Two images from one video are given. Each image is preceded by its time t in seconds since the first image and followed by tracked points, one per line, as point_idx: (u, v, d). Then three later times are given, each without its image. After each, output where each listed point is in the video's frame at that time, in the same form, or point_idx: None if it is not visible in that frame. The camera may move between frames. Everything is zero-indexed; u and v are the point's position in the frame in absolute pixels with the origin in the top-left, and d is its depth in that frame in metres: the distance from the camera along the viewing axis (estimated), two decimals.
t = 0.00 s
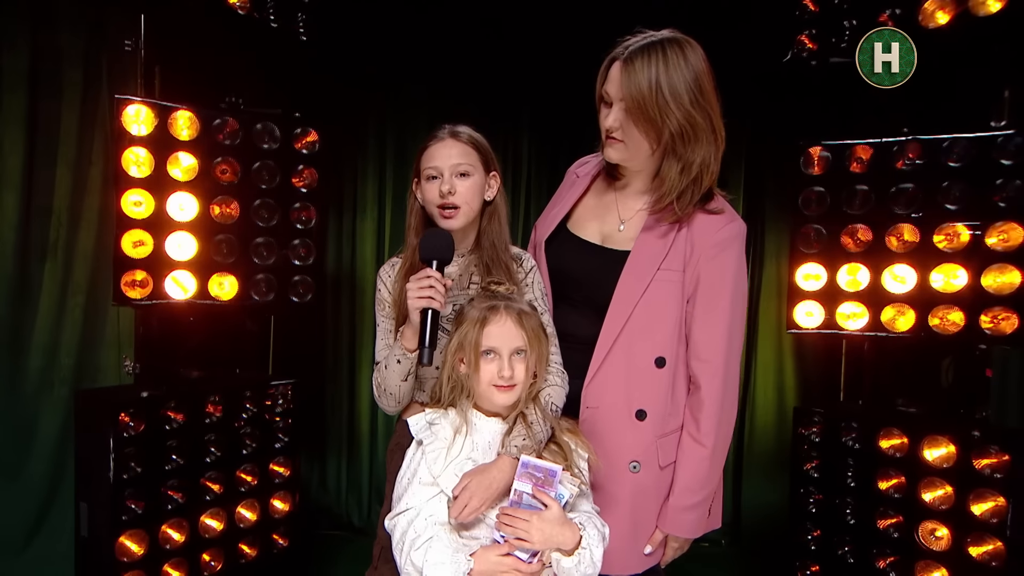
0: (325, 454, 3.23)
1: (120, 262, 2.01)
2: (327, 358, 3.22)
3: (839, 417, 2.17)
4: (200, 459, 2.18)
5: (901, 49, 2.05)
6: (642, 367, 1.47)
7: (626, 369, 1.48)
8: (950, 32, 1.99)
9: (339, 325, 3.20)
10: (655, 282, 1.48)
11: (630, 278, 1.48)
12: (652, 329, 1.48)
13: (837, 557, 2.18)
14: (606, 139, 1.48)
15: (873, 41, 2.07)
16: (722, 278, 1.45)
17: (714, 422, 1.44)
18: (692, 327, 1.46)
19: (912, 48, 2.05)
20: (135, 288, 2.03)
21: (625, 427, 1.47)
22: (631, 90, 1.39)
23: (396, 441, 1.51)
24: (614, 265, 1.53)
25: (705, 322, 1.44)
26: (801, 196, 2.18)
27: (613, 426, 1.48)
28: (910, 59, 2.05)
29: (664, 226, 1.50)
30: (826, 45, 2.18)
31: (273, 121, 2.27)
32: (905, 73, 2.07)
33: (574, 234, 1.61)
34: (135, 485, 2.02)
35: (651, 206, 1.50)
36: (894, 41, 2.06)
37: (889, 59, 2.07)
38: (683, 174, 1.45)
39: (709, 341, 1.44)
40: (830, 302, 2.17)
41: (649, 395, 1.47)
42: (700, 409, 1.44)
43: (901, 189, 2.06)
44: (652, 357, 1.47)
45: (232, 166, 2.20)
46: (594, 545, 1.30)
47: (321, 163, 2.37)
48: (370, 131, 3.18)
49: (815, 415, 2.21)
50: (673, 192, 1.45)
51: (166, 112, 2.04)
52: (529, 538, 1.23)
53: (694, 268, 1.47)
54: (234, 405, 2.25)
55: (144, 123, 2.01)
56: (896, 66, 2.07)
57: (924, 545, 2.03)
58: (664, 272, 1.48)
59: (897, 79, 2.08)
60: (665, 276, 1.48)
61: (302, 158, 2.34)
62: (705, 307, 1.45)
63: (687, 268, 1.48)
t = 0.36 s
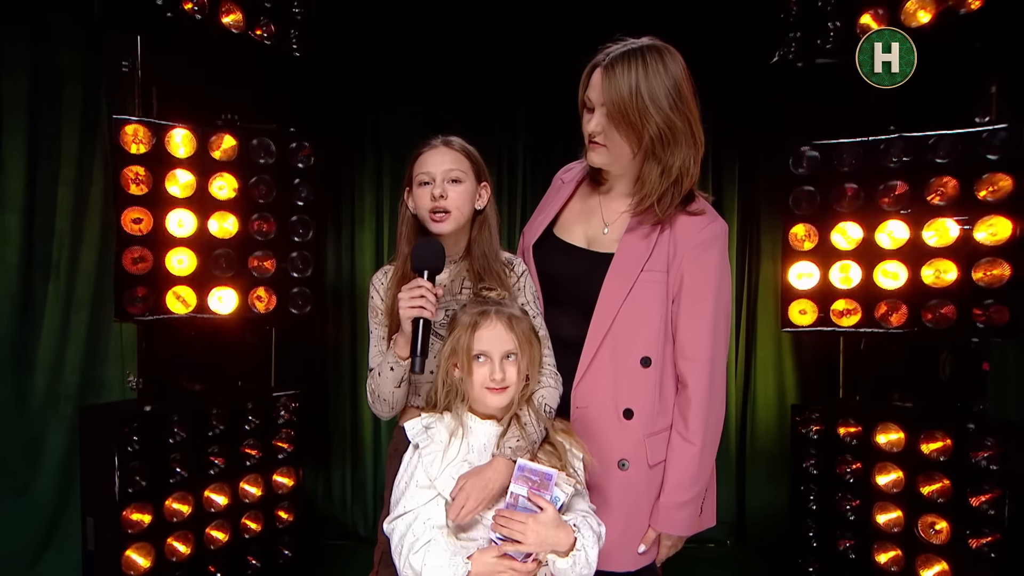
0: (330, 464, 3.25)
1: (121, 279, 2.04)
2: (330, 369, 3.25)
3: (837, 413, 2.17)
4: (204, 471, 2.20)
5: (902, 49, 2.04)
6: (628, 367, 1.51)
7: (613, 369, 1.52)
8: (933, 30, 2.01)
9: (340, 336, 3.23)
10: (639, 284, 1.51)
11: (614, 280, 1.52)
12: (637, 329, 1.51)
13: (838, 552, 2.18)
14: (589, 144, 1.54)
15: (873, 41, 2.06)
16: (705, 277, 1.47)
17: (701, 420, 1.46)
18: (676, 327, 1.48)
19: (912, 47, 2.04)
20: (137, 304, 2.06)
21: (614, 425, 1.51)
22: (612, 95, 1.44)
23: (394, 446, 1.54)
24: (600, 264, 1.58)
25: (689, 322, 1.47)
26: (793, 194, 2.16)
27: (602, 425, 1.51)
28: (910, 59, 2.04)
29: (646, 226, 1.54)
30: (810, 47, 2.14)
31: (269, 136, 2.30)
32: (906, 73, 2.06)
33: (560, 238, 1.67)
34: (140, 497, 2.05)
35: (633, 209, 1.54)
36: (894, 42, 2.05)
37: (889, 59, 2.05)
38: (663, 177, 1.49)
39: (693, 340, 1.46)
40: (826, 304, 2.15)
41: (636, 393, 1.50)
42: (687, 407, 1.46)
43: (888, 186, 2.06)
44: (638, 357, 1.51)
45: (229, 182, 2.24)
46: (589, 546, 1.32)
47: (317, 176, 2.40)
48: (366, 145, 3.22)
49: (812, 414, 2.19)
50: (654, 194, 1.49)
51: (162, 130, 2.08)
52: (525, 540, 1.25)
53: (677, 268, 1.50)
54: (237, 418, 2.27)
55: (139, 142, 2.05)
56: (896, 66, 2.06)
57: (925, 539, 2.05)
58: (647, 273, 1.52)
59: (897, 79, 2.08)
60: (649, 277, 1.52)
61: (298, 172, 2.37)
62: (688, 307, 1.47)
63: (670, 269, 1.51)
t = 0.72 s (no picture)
0: (331, 458, 3.26)
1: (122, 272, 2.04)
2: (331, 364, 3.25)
3: (836, 401, 2.20)
4: (206, 465, 2.21)
5: (902, 49, 2.06)
6: (628, 354, 1.52)
7: (613, 355, 1.53)
8: (933, 21, 2.02)
9: (340, 329, 3.23)
10: (638, 271, 1.52)
11: (613, 267, 1.53)
12: (636, 316, 1.52)
13: (838, 541, 2.21)
14: (590, 126, 1.57)
15: (874, 41, 2.08)
16: (703, 264, 1.48)
17: (701, 405, 1.47)
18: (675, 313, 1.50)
19: (912, 48, 2.06)
20: (138, 298, 2.07)
21: (614, 412, 1.52)
22: (616, 76, 1.48)
23: (396, 437, 1.55)
24: (600, 254, 1.59)
25: (689, 308, 1.48)
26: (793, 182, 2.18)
27: (603, 412, 1.52)
28: (910, 59, 2.06)
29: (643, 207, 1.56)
30: (809, 36, 2.16)
31: (269, 128, 2.30)
32: (906, 73, 2.08)
33: (558, 229, 1.69)
34: (144, 490, 2.05)
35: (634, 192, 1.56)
36: (894, 42, 2.06)
37: (889, 59, 2.08)
38: (663, 158, 1.53)
39: (692, 326, 1.47)
40: (826, 293, 2.16)
41: (636, 380, 1.51)
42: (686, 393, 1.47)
43: (887, 172, 2.07)
44: (637, 343, 1.52)
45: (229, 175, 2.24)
46: (585, 533, 1.31)
47: (317, 169, 2.40)
48: (365, 138, 3.22)
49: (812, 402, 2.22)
50: (654, 174, 1.53)
51: (162, 124, 2.08)
52: (518, 526, 1.26)
53: (675, 255, 1.51)
54: (238, 410, 2.28)
55: (139, 135, 2.05)
56: (896, 66, 2.08)
57: (924, 526, 2.06)
58: (646, 260, 1.53)
59: (898, 79, 2.10)
60: (647, 264, 1.53)
61: (298, 164, 2.37)
62: (686, 293, 1.48)
63: (668, 256, 1.52)
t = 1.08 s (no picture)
0: (323, 459, 3.22)
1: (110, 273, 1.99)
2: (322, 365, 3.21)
3: (834, 400, 2.22)
4: (198, 468, 2.17)
5: (901, 49, 2.06)
6: (635, 343, 1.50)
7: (621, 345, 1.50)
8: (927, 21, 2.02)
9: (331, 330, 3.20)
10: (643, 259, 1.52)
11: (618, 255, 1.52)
12: (643, 304, 1.51)
13: (834, 541, 2.23)
14: (581, 106, 1.62)
15: (873, 41, 2.07)
16: (707, 249, 1.50)
17: (707, 390, 1.48)
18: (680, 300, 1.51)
19: (912, 48, 2.06)
20: (127, 299, 2.03)
21: (623, 402, 1.49)
22: (607, 57, 1.60)
23: (395, 441, 1.52)
24: (600, 253, 1.57)
25: (694, 293, 1.49)
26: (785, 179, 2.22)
27: (611, 403, 1.49)
28: (910, 59, 2.06)
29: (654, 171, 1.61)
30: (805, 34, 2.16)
31: (260, 125, 2.26)
32: (906, 73, 2.08)
33: (558, 229, 1.67)
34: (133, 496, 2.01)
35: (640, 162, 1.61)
36: (894, 42, 2.06)
37: (889, 59, 2.07)
38: (660, 122, 1.63)
39: (698, 312, 1.49)
40: (822, 292, 2.16)
41: (644, 368, 1.49)
42: (692, 378, 1.48)
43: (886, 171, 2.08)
44: (645, 331, 1.50)
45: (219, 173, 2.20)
46: (587, 540, 1.29)
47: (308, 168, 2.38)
48: (356, 135, 3.19)
49: (809, 397, 2.27)
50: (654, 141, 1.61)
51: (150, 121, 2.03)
52: (521, 533, 1.23)
53: (679, 241, 1.52)
54: (230, 413, 2.25)
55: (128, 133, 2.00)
56: (896, 66, 2.08)
57: (921, 525, 2.06)
58: (649, 248, 1.53)
59: (897, 79, 2.10)
60: (652, 252, 1.53)
61: (290, 163, 2.35)
62: (692, 279, 1.50)
63: (672, 243, 1.53)
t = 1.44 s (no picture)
0: (305, 469, 3.15)
1: (89, 281, 1.92)
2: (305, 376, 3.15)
3: (829, 412, 2.21)
4: (180, 482, 2.10)
5: (901, 49, 2.04)
6: (640, 353, 1.46)
7: (625, 355, 1.47)
8: (921, 32, 2.02)
9: (316, 338, 3.14)
10: (646, 268, 1.49)
11: (620, 265, 1.49)
12: (647, 313, 1.48)
13: (829, 553, 2.22)
14: (581, 119, 1.57)
15: (873, 41, 2.05)
16: (709, 257, 1.49)
17: (711, 400, 1.46)
18: (683, 308, 1.49)
19: (911, 48, 2.04)
20: (106, 308, 1.94)
21: (629, 413, 1.45)
22: (603, 69, 1.57)
23: (393, 458, 1.47)
24: (602, 264, 1.54)
25: (698, 302, 1.48)
26: (778, 189, 2.23)
27: (616, 415, 1.45)
28: (909, 59, 2.04)
29: (653, 183, 1.58)
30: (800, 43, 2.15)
31: (246, 129, 2.20)
32: (905, 72, 2.05)
33: (557, 240, 1.63)
34: (113, 513, 1.93)
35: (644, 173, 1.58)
36: (894, 42, 2.04)
37: (889, 59, 2.04)
38: (656, 135, 1.61)
39: (701, 321, 1.47)
40: (817, 302, 2.18)
41: (649, 379, 1.46)
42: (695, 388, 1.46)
43: (878, 183, 2.08)
44: (648, 341, 1.47)
45: (204, 178, 2.13)
46: (600, 561, 1.25)
47: (298, 173, 2.32)
48: (341, 139, 3.13)
49: (803, 408, 2.27)
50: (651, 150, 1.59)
51: (133, 123, 1.97)
52: (532, 555, 1.20)
53: (681, 249, 1.50)
54: (214, 425, 2.18)
55: (109, 135, 1.93)
56: (896, 66, 2.05)
57: (916, 538, 2.03)
58: (651, 256, 1.50)
59: (897, 79, 2.07)
60: (654, 261, 1.50)
61: (278, 167, 2.28)
62: (695, 287, 1.48)
63: (674, 251, 1.50)
